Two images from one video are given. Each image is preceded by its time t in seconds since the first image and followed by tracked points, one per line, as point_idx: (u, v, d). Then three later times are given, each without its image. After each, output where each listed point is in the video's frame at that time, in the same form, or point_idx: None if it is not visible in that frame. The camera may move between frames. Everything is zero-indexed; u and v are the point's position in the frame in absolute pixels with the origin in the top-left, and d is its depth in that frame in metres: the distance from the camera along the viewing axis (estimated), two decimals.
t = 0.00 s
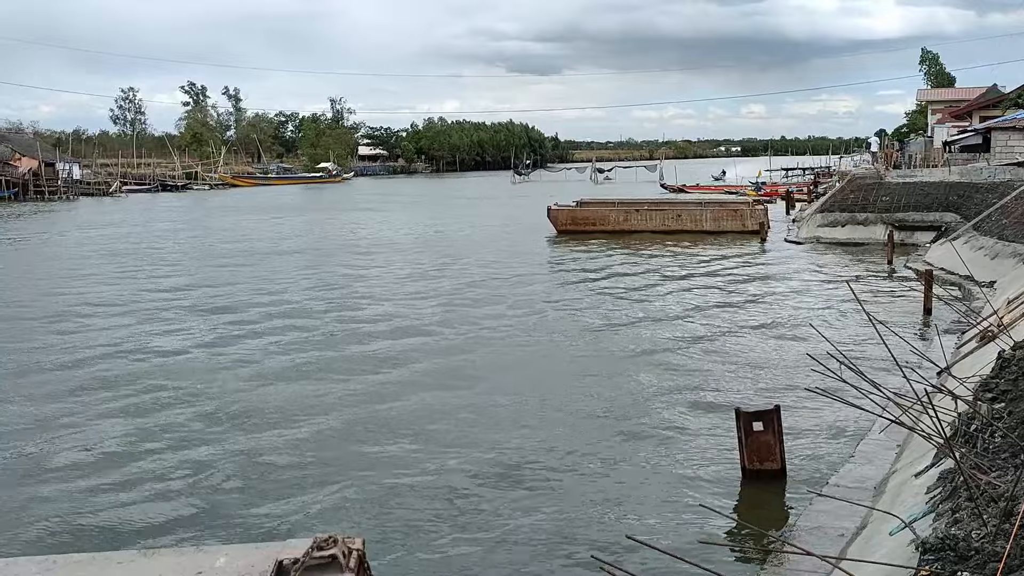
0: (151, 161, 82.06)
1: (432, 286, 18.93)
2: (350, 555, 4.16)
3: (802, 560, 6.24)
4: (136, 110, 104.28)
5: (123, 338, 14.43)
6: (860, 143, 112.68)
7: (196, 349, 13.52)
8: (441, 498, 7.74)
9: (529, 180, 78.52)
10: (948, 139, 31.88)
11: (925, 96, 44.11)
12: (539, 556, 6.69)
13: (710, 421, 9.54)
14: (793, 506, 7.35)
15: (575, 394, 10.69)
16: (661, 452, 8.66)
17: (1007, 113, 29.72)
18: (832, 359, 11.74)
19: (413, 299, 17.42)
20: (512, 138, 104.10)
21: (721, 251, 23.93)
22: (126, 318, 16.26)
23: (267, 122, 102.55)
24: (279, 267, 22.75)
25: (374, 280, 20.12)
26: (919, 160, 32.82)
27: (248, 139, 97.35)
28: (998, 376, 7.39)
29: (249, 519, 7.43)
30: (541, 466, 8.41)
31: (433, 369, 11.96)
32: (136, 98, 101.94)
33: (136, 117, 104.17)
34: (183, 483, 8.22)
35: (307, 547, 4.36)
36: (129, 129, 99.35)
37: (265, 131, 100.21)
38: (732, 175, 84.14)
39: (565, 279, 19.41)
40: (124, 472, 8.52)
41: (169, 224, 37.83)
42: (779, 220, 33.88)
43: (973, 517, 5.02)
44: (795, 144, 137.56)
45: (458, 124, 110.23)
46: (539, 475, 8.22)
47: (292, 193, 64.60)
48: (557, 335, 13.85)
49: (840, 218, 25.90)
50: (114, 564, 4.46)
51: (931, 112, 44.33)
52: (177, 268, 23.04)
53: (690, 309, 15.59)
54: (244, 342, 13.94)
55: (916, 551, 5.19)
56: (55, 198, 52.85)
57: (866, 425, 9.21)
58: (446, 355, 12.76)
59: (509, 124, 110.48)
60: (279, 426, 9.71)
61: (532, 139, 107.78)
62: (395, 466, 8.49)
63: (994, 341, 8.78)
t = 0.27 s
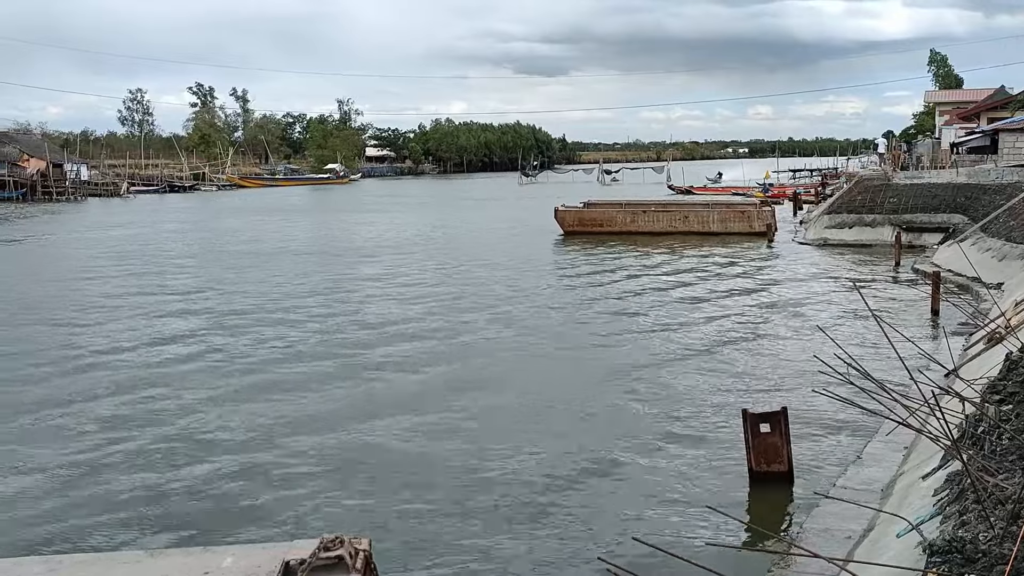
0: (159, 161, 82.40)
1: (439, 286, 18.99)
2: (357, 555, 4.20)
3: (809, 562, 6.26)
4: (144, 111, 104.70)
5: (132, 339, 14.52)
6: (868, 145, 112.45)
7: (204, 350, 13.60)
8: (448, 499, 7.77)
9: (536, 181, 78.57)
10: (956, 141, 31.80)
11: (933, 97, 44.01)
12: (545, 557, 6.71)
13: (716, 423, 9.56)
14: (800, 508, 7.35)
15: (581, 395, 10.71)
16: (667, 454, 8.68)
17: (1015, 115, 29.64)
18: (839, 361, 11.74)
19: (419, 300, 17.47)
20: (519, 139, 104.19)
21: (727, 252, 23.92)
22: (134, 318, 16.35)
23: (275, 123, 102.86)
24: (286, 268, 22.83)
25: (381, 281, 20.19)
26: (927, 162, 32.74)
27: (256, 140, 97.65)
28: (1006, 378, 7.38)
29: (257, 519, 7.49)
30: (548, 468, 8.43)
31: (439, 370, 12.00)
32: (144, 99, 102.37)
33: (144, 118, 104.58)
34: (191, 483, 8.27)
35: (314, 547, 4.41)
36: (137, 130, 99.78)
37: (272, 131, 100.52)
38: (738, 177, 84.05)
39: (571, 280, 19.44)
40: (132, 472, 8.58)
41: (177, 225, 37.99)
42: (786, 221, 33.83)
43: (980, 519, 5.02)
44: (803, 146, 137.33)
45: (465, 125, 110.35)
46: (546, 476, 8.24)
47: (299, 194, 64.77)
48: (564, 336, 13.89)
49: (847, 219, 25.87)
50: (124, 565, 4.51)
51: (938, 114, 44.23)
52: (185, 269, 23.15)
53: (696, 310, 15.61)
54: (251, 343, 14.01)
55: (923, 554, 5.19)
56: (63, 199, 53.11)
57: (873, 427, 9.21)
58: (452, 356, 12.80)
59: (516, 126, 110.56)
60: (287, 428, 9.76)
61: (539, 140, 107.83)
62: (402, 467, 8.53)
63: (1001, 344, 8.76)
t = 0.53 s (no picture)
0: (170, 164, 82.86)
1: (448, 289, 19.05)
2: (366, 559, 4.24)
3: (819, 565, 6.27)
4: (156, 113, 105.32)
5: (144, 340, 14.63)
6: (878, 147, 112.20)
7: (215, 351, 13.69)
8: (458, 501, 7.81)
9: (545, 183, 78.67)
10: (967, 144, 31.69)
11: (945, 99, 43.86)
12: (555, 559, 6.75)
13: (725, 425, 9.58)
14: (810, 511, 7.35)
15: (591, 398, 10.74)
16: (678, 456, 8.70)
17: None
18: (848, 363, 11.73)
19: (429, 302, 17.54)
20: (528, 141, 104.35)
21: (737, 255, 23.90)
22: (146, 319, 16.47)
23: (285, 126, 103.32)
24: (297, 270, 22.94)
25: (390, 283, 20.27)
26: (938, 164, 32.62)
27: (266, 142, 98.07)
28: (1018, 381, 7.36)
29: (268, 520, 7.55)
30: (558, 470, 8.47)
31: (450, 372, 12.06)
32: (155, 101, 103.03)
33: (155, 121, 105.23)
34: (203, 485, 8.34)
35: (324, 551, 4.45)
36: (149, 132, 100.41)
37: (282, 134, 100.96)
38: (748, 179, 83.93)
39: (581, 282, 19.48)
40: (146, 472, 8.67)
41: (188, 226, 38.21)
42: (796, 224, 33.77)
43: (991, 523, 5.03)
44: (813, 148, 136.99)
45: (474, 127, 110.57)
46: (556, 478, 8.28)
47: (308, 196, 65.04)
48: (574, 338, 13.92)
49: (858, 222, 25.80)
50: (138, 566, 4.57)
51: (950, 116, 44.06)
52: (197, 271, 23.31)
53: (705, 313, 15.62)
54: (262, 344, 14.09)
55: (935, 557, 5.19)
56: (75, 201, 53.49)
57: (884, 430, 9.20)
58: (462, 358, 12.86)
59: (525, 128, 110.69)
60: (298, 429, 9.82)
61: (548, 143, 108.00)
62: (412, 468, 8.59)
63: (1012, 347, 8.74)
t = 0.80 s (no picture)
0: (185, 165, 83.43)
1: (462, 291, 19.11)
2: (378, 561, 4.28)
3: (833, 568, 6.26)
4: (171, 115, 106.08)
5: (160, 341, 14.76)
6: (893, 149, 111.63)
7: (230, 353, 13.80)
8: (471, 503, 7.85)
9: (558, 185, 78.70)
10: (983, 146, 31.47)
11: (961, 101, 43.59)
12: (567, 561, 6.78)
13: (739, 427, 9.58)
14: (824, 515, 7.34)
15: (605, 400, 10.75)
16: (691, 459, 8.70)
17: None
18: (863, 366, 11.70)
19: (442, 304, 17.60)
20: (541, 143, 104.41)
21: (750, 257, 23.85)
22: (162, 321, 16.61)
23: (299, 128, 103.81)
24: (311, 272, 23.06)
25: (404, 285, 20.33)
26: (954, 167, 32.41)
27: (280, 144, 98.57)
28: None
29: (282, 520, 7.62)
30: (571, 472, 8.49)
31: (463, 374, 12.11)
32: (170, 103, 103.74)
33: (171, 123, 105.97)
34: (218, 485, 8.42)
35: (336, 553, 4.49)
36: (164, 134, 101.14)
37: (297, 135, 101.40)
38: (762, 181, 83.65)
39: (594, 284, 19.48)
40: (161, 472, 8.76)
41: (203, 228, 38.47)
42: (811, 226, 33.64)
43: (1007, 528, 5.01)
44: (828, 149, 136.37)
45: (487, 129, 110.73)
46: (569, 480, 8.30)
47: (322, 198, 65.30)
48: (587, 341, 13.94)
49: (873, 225, 25.69)
50: (153, 567, 4.63)
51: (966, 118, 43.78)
52: (212, 272, 23.48)
53: (719, 315, 15.60)
54: (277, 346, 14.19)
55: (950, 561, 5.18)
56: (91, 202, 53.96)
57: (898, 434, 9.18)
58: (475, 360, 12.90)
59: (538, 130, 110.76)
60: (312, 430, 9.89)
61: (561, 145, 108.03)
62: (426, 470, 8.63)
63: None
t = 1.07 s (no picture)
0: (205, 168, 84.16)
1: (479, 293, 19.17)
2: (395, 563, 4.32)
3: (853, 574, 6.25)
4: (192, 117, 107.01)
5: (181, 343, 14.92)
6: (914, 151, 110.75)
7: (250, 355, 13.92)
8: (489, 506, 7.89)
9: (576, 187, 78.72)
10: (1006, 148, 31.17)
11: (983, 103, 43.22)
12: (585, 564, 6.81)
13: (757, 431, 9.56)
14: (844, 519, 7.33)
15: (623, 403, 10.76)
16: (710, 463, 8.70)
17: None
18: (883, 370, 11.65)
19: (460, 306, 17.67)
20: (559, 145, 104.44)
21: (770, 260, 23.75)
22: (182, 322, 16.78)
23: (319, 130, 104.43)
24: (330, 274, 23.21)
25: (422, 287, 20.43)
26: (976, 169, 32.13)
27: (300, 146, 99.19)
28: None
29: (302, 522, 7.69)
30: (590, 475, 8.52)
31: (481, 377, 12.15)
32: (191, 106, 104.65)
33: (192, 125, 106.91)
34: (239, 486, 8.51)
35: (354, 555, 4.55)
36: (186, 136, 102.04)
37: (316, 137, 102.01)
38: (781, 183, 83.28)
39: (611, 287, 19.48)
40: (183, 473, 8.87)
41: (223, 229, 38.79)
42: (831, 229, 33.45)
43: None
44: (848, 151, 135.45)
45: (506, 131, 110.89)
46: (587, 483, 8.33)
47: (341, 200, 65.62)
48: (605, 344, 13.95)
49: (894, 228, 25.52)
50: (174, 567, 4.70)
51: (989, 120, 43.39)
52: (232, 273, 23.68)
53: (737, 319, 15.56)
54: (296, 347, 14.31)
55: (971, 567, 5.16)
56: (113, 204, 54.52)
57: (919, 439, 9.13)
58: (493, 362, 12.94)
59: (557, 132, 110.84)
60: (332, 432, 9.98)
61: (580, 147, 108.03)
62: (445, 472, 8.69)
63: None
